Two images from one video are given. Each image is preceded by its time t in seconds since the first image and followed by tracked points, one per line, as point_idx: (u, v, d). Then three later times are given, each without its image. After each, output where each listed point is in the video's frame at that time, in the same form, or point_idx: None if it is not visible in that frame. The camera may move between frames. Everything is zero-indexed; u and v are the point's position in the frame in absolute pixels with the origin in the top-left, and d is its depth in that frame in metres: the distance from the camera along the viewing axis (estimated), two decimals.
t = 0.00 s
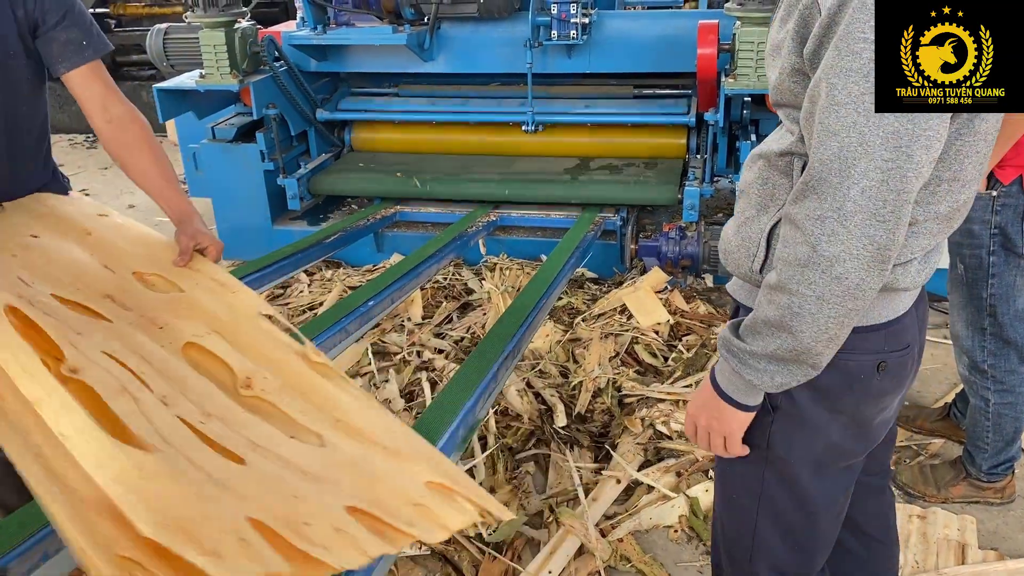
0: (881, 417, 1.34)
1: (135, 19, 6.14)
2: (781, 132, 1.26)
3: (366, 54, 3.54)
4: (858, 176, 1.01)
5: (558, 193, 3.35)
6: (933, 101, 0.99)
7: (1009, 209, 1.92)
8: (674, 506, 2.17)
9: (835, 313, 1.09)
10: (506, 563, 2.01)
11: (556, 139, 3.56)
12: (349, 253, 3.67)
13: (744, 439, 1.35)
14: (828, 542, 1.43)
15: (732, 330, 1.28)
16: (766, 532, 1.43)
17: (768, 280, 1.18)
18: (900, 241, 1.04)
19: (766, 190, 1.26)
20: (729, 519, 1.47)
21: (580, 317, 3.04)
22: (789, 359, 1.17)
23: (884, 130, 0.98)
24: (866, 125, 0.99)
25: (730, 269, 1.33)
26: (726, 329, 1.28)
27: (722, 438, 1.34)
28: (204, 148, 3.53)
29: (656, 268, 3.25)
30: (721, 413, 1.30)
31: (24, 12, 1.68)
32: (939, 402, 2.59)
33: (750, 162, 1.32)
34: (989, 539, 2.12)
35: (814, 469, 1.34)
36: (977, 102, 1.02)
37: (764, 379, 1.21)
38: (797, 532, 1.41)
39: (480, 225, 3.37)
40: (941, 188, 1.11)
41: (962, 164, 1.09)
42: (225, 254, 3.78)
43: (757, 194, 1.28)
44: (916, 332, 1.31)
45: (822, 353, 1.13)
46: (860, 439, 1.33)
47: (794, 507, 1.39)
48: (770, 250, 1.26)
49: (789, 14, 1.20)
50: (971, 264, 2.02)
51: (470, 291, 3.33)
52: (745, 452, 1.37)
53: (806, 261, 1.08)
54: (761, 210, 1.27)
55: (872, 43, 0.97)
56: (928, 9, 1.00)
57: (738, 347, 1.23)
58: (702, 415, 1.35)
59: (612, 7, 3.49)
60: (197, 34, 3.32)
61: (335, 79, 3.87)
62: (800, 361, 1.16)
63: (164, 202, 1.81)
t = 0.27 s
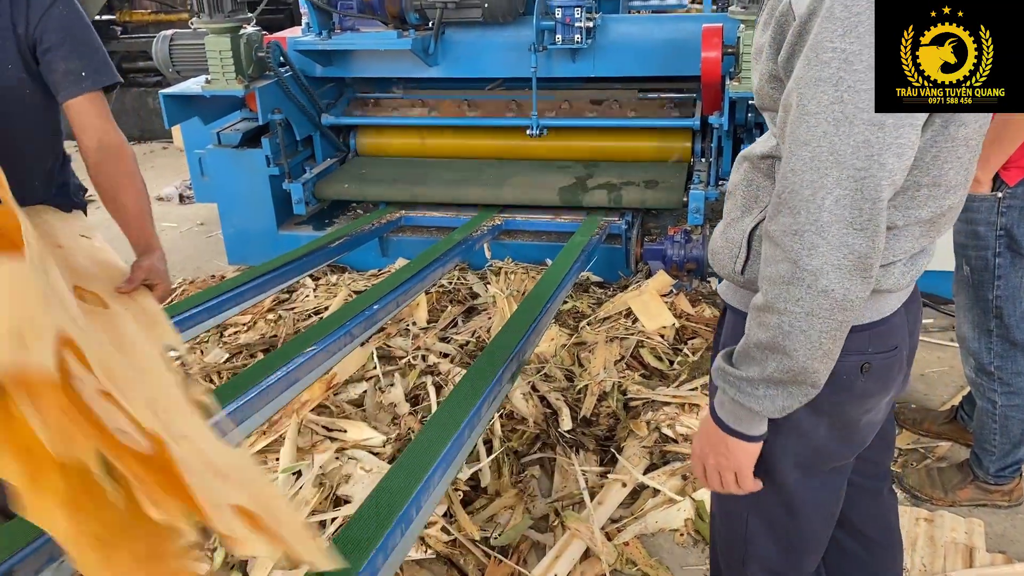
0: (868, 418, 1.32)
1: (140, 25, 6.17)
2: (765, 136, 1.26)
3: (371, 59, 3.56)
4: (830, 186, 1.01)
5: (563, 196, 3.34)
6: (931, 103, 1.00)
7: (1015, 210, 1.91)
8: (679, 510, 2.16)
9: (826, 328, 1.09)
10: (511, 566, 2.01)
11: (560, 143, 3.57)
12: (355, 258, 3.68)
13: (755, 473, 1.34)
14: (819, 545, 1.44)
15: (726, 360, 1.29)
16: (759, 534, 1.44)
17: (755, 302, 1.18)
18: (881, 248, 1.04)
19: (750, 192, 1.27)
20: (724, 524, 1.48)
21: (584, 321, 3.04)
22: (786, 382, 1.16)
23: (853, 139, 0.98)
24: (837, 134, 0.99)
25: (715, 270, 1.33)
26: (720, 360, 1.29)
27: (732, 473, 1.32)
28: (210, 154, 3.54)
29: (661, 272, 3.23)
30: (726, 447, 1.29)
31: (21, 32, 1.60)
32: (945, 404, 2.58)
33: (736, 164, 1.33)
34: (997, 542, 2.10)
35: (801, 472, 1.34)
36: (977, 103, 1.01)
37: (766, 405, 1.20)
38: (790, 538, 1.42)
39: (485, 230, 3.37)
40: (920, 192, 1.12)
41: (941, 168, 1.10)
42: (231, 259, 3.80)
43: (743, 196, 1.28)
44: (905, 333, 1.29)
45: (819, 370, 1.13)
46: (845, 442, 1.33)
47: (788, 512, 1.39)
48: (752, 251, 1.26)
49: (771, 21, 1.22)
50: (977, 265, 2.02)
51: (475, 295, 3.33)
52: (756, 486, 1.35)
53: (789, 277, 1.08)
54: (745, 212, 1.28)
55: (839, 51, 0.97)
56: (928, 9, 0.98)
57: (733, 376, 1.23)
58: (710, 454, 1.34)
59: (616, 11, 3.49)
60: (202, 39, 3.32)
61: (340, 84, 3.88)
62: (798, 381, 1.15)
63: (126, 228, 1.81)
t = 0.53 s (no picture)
0: (852, 429, 1.31)
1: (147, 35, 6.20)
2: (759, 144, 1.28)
3: (375, 69, 3.58)
4: (796, 195, 1.04)
5: (567, 205, 3.35)
6: (932, 102, 1.05)
7: (1015, 220, 1.92)
8: (682, 519, 2.16)
9: (802, 338, 1.11)
10: None
11: (563, 152, 3.58)
12: (359, 267, 3.70)
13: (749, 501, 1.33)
14: (806, 552, 1.45)
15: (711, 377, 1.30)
16: (744, 538, 1.45)
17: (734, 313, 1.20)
18: (851, 257, 1.06)
19: (740, 199, 1.28)
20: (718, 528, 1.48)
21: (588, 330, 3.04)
22: (770, 395, 1.18)
23: (818, 148, 1.01)
24: (803, 143, 1.02)
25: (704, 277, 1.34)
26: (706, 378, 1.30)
27: (727, 499, 1.31)
28: (215, 163, 3.56)
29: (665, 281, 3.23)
30: (721, 473, 1.28)
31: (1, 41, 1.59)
32: (949, 413, 2.58)
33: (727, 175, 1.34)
34: (1001, 552, 2.10)
35: (779, 474, 1.35)
36: (977, 102, 1.05)
37: (752, 420, 1.21)
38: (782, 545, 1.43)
39: (488, 238, 3.38)
40: (897, 206, 1.14)
41: (918, 183, 1.11)
42: (236, 267, 3.82)
43: (730, 204, 1.30)
44: (895, 345, 1.29)
45: (799, 381, 1.14)
46: (830, 450, 1.33)
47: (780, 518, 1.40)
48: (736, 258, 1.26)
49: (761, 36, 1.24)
50: (978, 275, 2.02)
51: (479, 304, 3.34)
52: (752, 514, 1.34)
53: (762, 286, 1.10)
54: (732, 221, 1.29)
55: (805, 62, 1.00)
56: (928, 9, 1.02)
57: (718, 393, 1.24)
58: (705, 480, 1.33)
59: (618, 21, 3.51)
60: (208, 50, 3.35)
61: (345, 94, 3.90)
62: (781, 394, 1.17)
63: None
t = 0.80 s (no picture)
0: (856, 440, 1.31)
1: (150, 44, 6.22)
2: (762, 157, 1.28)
3: (377, 78, 3.58)
4: (780, 194, 1.05)
5: (570, 214, 3.35)
6: (932, 103, 1.03)
7: (1016, 230, 1.91)
8: (685, 531, 2.15)
9: (770, 331, 1.12)
10: None
11: (566, 160, 3.58)
12: (361, 275, 3.69)
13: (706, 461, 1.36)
14: (808, 562, 1.43)
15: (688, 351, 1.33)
16: (745, 547, 1.42)
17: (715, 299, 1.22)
18: (830, 262, 1.06)
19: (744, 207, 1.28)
20: (716, 539, 1.47)
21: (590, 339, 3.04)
22: (733, 378, 1.20)
23: (804, 152, 1.02)
24: (791, 146, 1.03)
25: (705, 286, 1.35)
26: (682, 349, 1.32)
27: (683, 459, 1.35)
28: (217, 172, 3.57)
29: (667, 289, 3.24)
30: (680, 436, 1.31)
31: None
32: (953, 424, 2.57)
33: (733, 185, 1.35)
34: (1005, 564, 2.09)
35: (780, 483, 1.33)
36: (977, 102, 1.03)
37: (711, 397, 1.23)
38: (783, 560, 1.41)
39: (490, 247, 3.36)
40: (900, 216, 1.14)
41: (921, 194, 1.11)
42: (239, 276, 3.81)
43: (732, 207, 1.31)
44: (897, 355, 1.30)
45: (762, 370, 1.17)
46: (833, 459, 1.32)
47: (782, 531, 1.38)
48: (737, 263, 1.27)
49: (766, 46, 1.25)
50: (979, 285, 2.01)
51: (480, 312, 3.34)
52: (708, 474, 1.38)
53: (736, 277, 1.12)
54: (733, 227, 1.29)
55: (800, 65, 1.01)
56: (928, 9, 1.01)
57: (686, 365, 1.27)
58: (666, 438, 1.37)
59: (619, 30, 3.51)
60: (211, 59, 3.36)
61: (348, 103, 3.90)
62: (743, 380, 1.19)
63: None
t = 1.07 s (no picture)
0: (872, 453, 1.31)
1: (154, 52, 6.25)
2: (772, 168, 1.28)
3: (381, 87, 3.59)
4: (800, 209, 1.04)
5: (573, 222, 3.34)
6: (933, 101, 1.04)
7: (1020, 239, 1.91)
8: (688, 540, 2.12)
9: (783, 341, 1.12)
10: None
11: (568, 168, 3.59)
12: (364, 283, 3.69)
13: (715, 452, 1.38)
14: None
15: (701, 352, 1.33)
16: (762, 567, 1.38)
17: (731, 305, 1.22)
18: (850, 277, 1.05)
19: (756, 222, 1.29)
20: (726, 551, 1.45)
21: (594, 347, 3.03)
22: (744, 383, 1.20)
23: (825, 165, 1.01)
24: (811, 159, 1.02)
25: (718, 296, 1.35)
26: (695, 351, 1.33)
27: (690, 451, 1.36)
28: (221, 180, 3.58)
29: (670, 298, 3.25)
30: (687, 428, 1.33)
31: None
32: (958, 433, 2.56)
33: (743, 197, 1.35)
34: (1011, 574, 2.08)
35: (801, 501, 1.32)
36: (978, 102, 1.05)
37: (721, 399, 1.24)
38: None
39: (493, 255, 3.36)
40: (918, 228, 1.13)
41: (941, 205, 1.11)
42: (242, 284, 3.81)
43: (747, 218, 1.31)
44: (911, 367, 1.29)
45: (775, 378, 1.16)
46: (850, 473, 1.31)
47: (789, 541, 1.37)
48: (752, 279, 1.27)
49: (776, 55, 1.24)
50: (983, 294, 2.01)
51: (483, 320, 3.34)
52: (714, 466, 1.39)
53: (754, 286, 1.12)
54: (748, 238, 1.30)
55: (821, 79, 1.01)
56: (929, 10, 1.05)
57: (697, 365, 1.27)
58: (674, 428, 1.38)
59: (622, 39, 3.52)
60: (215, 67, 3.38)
61: (352, 111, 3.91)
62: (755, 385, 1.19)
63: None
